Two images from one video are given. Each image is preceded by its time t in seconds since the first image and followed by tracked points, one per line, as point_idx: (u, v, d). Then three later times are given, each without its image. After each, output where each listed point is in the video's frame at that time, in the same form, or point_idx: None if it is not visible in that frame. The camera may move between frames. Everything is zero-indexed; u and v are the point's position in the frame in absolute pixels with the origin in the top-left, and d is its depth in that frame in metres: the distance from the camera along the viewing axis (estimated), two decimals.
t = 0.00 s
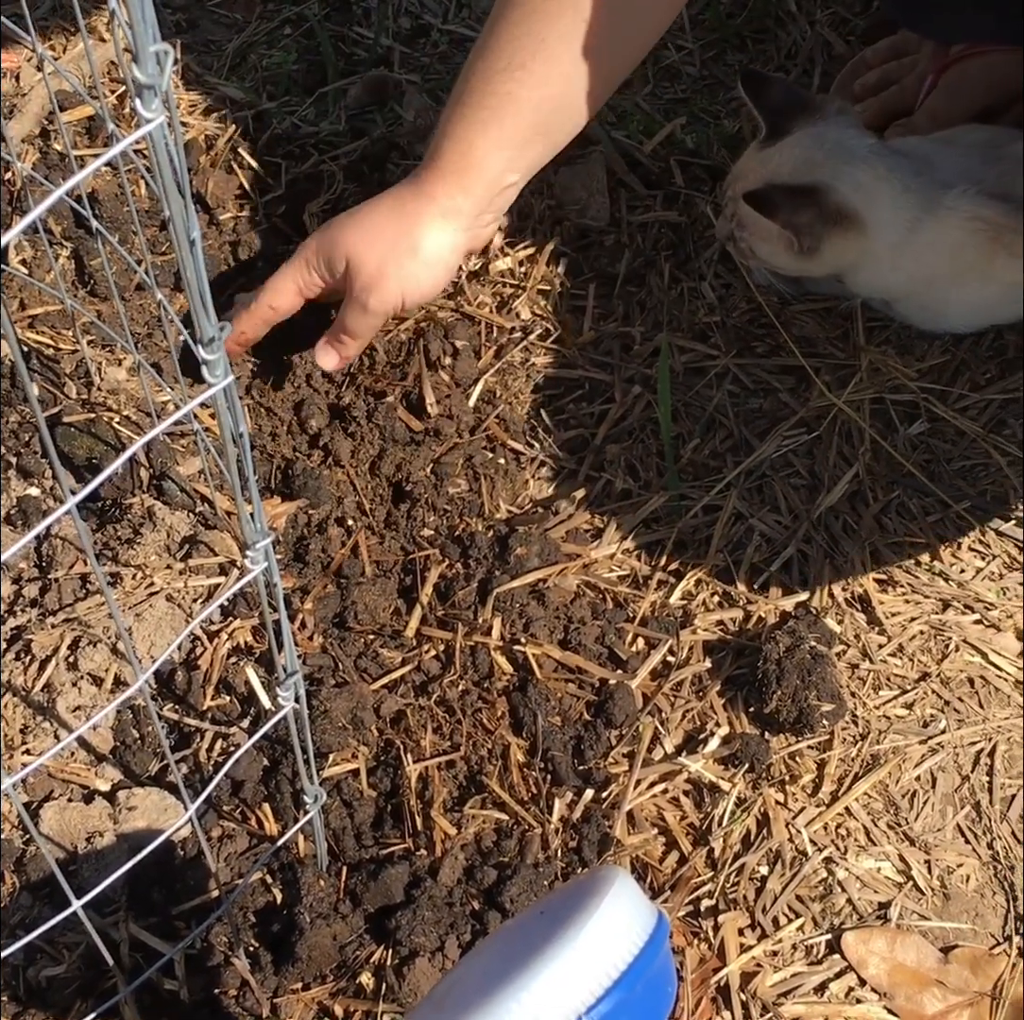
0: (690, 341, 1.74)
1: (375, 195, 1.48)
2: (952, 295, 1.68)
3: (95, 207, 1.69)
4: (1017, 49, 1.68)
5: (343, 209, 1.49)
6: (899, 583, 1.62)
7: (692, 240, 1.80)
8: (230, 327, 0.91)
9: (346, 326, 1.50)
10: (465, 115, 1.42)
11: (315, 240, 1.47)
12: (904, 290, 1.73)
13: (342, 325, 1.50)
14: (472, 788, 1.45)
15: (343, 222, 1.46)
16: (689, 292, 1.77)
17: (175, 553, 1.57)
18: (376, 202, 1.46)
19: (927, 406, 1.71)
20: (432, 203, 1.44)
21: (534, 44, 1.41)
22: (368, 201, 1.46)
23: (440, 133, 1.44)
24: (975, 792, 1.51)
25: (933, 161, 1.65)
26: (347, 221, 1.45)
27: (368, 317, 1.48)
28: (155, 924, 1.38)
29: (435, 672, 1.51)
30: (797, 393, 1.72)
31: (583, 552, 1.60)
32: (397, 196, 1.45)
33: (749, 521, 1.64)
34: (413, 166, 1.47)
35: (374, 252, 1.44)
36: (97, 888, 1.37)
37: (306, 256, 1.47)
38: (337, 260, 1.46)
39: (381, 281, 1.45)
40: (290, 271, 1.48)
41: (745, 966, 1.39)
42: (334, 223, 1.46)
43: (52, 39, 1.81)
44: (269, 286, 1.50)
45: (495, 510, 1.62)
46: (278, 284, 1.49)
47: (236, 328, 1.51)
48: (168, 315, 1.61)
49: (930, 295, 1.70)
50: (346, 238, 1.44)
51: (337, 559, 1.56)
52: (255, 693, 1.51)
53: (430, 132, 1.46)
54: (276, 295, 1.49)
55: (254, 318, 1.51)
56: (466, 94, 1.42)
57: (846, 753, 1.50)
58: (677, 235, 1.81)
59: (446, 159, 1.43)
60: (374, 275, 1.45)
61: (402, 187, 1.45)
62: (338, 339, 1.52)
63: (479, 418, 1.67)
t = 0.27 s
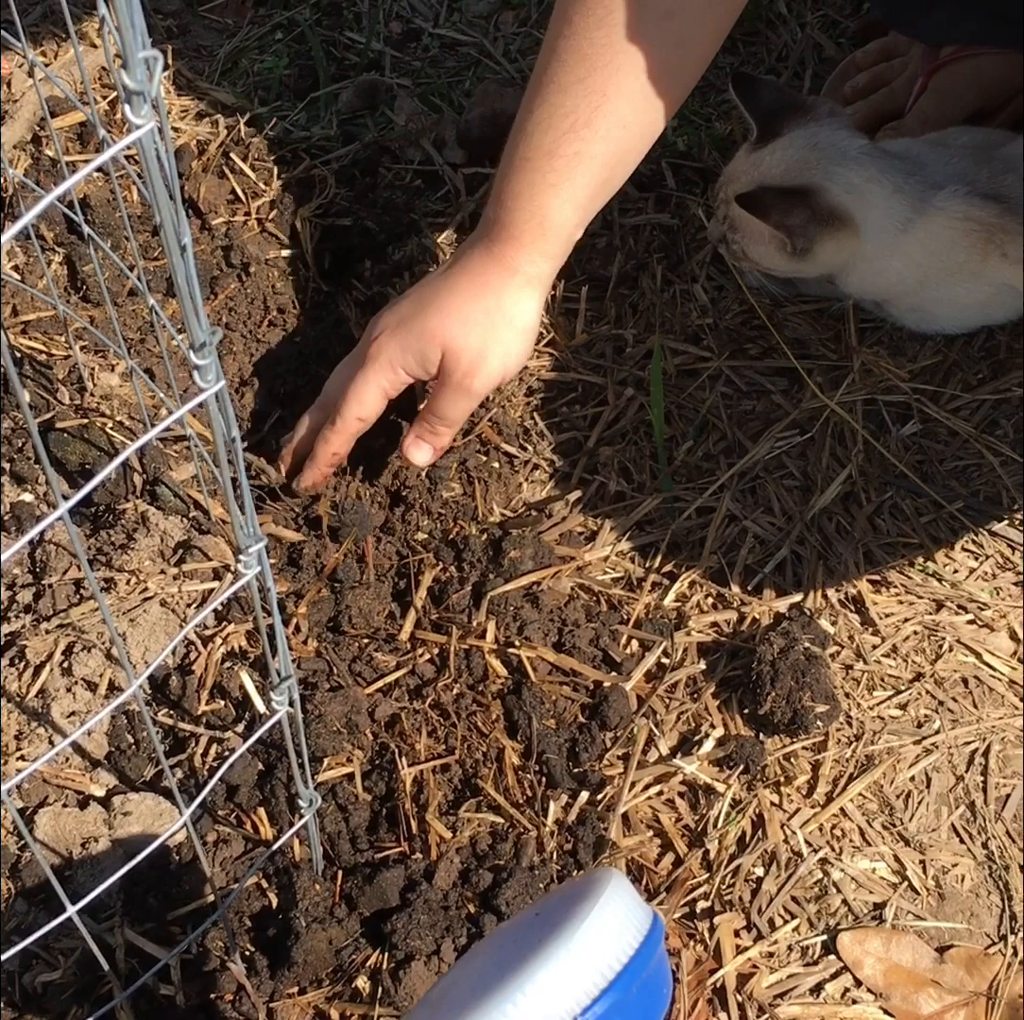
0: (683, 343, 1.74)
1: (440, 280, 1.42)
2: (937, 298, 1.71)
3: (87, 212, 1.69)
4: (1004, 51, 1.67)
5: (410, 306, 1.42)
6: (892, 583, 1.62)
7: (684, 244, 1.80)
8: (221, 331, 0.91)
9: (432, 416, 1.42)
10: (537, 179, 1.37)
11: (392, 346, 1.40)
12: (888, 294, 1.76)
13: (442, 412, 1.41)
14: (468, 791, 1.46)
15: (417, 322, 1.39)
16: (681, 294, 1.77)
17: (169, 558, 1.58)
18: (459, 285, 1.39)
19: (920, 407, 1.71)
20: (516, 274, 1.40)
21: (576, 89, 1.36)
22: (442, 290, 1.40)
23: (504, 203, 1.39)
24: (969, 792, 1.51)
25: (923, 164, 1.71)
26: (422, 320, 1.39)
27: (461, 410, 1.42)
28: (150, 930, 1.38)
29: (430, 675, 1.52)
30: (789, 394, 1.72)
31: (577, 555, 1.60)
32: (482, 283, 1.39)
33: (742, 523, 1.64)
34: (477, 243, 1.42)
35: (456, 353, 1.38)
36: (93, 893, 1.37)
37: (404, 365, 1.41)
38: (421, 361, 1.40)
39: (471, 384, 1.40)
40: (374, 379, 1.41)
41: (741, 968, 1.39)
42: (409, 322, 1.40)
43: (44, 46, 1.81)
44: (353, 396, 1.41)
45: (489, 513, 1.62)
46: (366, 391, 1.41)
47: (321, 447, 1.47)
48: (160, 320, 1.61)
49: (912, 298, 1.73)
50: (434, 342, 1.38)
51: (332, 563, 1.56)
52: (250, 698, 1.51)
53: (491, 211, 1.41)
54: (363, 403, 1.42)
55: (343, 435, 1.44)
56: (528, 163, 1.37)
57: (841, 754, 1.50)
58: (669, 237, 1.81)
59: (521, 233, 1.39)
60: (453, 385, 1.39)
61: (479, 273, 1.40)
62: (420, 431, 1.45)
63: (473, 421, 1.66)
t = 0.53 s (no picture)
0: (669, 348, 1.73)
1: (302, 186, 1.30)
2: (924, 304, 1.70)
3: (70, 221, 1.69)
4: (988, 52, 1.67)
5: (274, 215, 1.30)
6: (880, 586, 1.62)
7: (669, 248, 1.79)
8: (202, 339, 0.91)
9: (355, 314, 1.39)
10: (406, 47, 1.30)
11: (295, 255, 1.27)
12: (881, 297, 1.74)
13: (381, 288, 1.37)
14: (457, 798, 1.45)
15: (337, 198, 1.29)
16: (667, 299, 1.76)
17: (156, 568, 1.57)
18: (335, 175, 1.29)
19: (907, 410, 1.70)
20: (380, 148, 1.31)
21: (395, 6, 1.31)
22: (338, 182, 1.29)
23: (346, 89, 1.31)
24: (959, 795, 1.51)
25: (908, 167, 1.68)
26: (345, 228, 1.29)
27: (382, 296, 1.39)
28: (138, 941, 1.37)
29: (418, 683, 1.51)
30: (776, 398, 1.71)
31: (564, 560, 1.60)
32: (357, 168, 1.30)
33: (729, 527, 1.64)
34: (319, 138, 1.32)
35: (403, 207, 1.34)
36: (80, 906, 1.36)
37: (326, 266, 1.28)
38: (353, 263, 1.33)
39: (407, 263, 1.37)
40: (296, 295, 1.27)
41: (732, 974, 1.38)
42: (296, 230, 1.28)
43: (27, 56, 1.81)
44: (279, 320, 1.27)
45: (476, 519, 1.62)
46: (292, 308, 1.27)
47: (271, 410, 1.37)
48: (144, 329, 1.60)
49: (905, 303, 1.71)
50: (377, 221, 1.31)
51: (318, 571, 1.56)
52: (238, 707, 1.51)
53: (340, 100, 1.31)
54: (289, 326, 1.28)
55: (293, 367, 1.31)
56: (376, 58, 1.30)
57: (830, 758, 1.50)
58: (654, 241, 1.80)
59: (415, 122, 1.32)
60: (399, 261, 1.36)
61: (384, 160, 1.32)
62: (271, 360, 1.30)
63: (459, 428, 1.66)
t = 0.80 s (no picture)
0: (654, 361, 1.73)
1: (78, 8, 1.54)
2: (910, 315, 1.71)
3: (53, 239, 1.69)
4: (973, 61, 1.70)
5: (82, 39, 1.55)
6: (866, 597, 1.62)
7: (653, 261, 1.79)
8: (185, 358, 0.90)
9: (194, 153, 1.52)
10: None
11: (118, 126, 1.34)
12: (870, 311, 1.73)
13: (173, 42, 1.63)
14: (445, 813, 1.45)
15: (111, 23, 1.55)
16: (651, 312, 1.76)
17: (141, 585, 1.57)
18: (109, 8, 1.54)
19: (891, 420, 1.71)
20: None
21: None
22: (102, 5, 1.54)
23: None
24: (947, 805, 1.51)
25: (894, 181, 1.68)
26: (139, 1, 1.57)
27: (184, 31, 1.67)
28: (126, 960, 1.37)
29: (405, 698, 1.51)
30: (761, 409, 1.71)
31: (551, 574, 1.60)
32: None
33: (715, 539, 1.64)
34: None
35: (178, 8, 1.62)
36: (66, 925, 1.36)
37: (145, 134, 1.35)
38: (151, 51, 1.63)
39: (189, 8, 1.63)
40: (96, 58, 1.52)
41: (721, 986, 1.38)
42: (100, 22, 1.55)
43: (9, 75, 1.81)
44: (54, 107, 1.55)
45: (462, 533, 1.62)
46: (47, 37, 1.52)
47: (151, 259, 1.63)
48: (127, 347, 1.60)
49: (893, 316, 1.72)
50: (162, 10, 1.59)
51: (304, 586, 1.56)
52: (224, 723, 1.51)
53: None
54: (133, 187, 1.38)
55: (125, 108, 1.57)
56: None
57: (818, 769, 1.50)
58: (638, 254, 1.80)
59: None
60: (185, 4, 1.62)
61: None
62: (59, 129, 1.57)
63: (444, 442, 1.67)
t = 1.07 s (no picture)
0: (644, 371, 1.73)
1: (162, 124, 1.37)
2: (901, 329, 1.73)
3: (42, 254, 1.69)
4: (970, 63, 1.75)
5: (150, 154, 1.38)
6: (858, 606, 1.62)
7: (643, 273, 1.79)
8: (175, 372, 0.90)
9: (258, 229, 1.50)
10: (236, 13, 1.32)
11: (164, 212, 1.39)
12: (865, 324, 1.75)
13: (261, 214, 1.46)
14: (438, 826, 1.45)
15: (200, 220, 1.38)
16: (641, 323, 1.76)
17: (132, 599, 1.56)
18: (199, 204, 1.37)
19: (881, 431, 1.71)
20: (230, 80, 1.35)
21: None
22: (191, 139, 1.36)
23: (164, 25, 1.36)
24: (940, 814, 1.51)
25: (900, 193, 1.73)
26: (200, 228, 1.39)
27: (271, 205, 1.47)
28: (119, 976, 1.37)
29: (397, 712, 1.51)
30: (751, 420, 1.71)
31: (542, 586, 1.60)
32: (205, 114, 1.35)
33: (706, 550, 1.64)
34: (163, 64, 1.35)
35: (267, 115, 1.39)
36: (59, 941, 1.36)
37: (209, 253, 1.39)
38: (244, 196, 1.41)
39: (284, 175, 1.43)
40: (158, 245, 1.41)
41: (716, 998, 1.38)
42: (171, 184, 1.38)
43: None
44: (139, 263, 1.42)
45: (453, 546, 1.62)
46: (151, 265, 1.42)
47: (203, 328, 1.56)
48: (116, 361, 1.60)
49: (884, 329, 1.75)
50: (234, 189, 1.38)
51: (296, 600, 1.56)
52: (216, 738, 1.51)
53: (182, 51, 1.33)
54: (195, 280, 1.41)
55: (199, 305, 1.44)
56: (190, 29, 1.32)
57: (811, 780, 1.50)
58: (627, 266, 1.80)
59: (239, 60, 1.34)
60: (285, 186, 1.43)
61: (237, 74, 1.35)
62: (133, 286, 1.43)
63: (435, 455, 1.66)
